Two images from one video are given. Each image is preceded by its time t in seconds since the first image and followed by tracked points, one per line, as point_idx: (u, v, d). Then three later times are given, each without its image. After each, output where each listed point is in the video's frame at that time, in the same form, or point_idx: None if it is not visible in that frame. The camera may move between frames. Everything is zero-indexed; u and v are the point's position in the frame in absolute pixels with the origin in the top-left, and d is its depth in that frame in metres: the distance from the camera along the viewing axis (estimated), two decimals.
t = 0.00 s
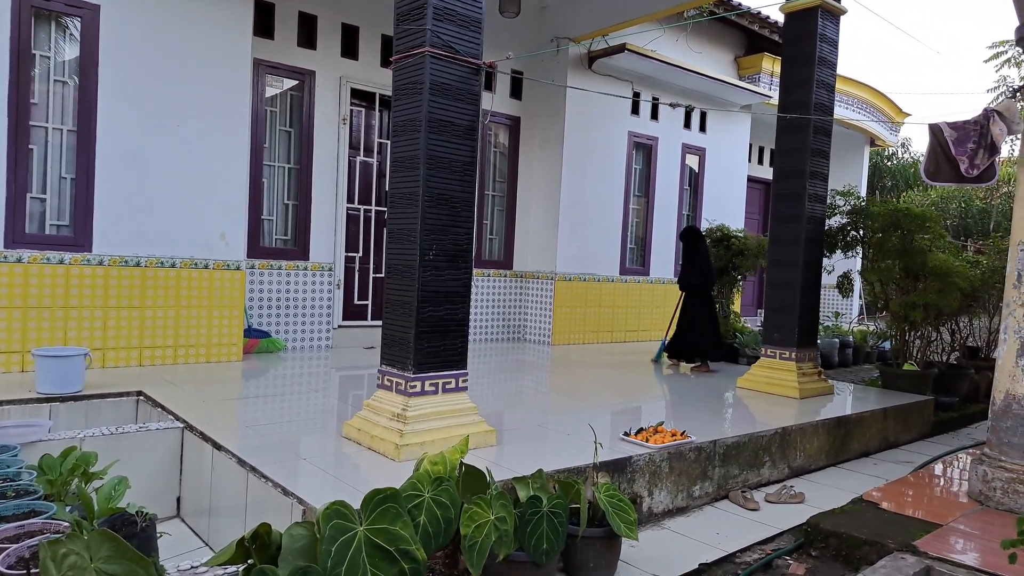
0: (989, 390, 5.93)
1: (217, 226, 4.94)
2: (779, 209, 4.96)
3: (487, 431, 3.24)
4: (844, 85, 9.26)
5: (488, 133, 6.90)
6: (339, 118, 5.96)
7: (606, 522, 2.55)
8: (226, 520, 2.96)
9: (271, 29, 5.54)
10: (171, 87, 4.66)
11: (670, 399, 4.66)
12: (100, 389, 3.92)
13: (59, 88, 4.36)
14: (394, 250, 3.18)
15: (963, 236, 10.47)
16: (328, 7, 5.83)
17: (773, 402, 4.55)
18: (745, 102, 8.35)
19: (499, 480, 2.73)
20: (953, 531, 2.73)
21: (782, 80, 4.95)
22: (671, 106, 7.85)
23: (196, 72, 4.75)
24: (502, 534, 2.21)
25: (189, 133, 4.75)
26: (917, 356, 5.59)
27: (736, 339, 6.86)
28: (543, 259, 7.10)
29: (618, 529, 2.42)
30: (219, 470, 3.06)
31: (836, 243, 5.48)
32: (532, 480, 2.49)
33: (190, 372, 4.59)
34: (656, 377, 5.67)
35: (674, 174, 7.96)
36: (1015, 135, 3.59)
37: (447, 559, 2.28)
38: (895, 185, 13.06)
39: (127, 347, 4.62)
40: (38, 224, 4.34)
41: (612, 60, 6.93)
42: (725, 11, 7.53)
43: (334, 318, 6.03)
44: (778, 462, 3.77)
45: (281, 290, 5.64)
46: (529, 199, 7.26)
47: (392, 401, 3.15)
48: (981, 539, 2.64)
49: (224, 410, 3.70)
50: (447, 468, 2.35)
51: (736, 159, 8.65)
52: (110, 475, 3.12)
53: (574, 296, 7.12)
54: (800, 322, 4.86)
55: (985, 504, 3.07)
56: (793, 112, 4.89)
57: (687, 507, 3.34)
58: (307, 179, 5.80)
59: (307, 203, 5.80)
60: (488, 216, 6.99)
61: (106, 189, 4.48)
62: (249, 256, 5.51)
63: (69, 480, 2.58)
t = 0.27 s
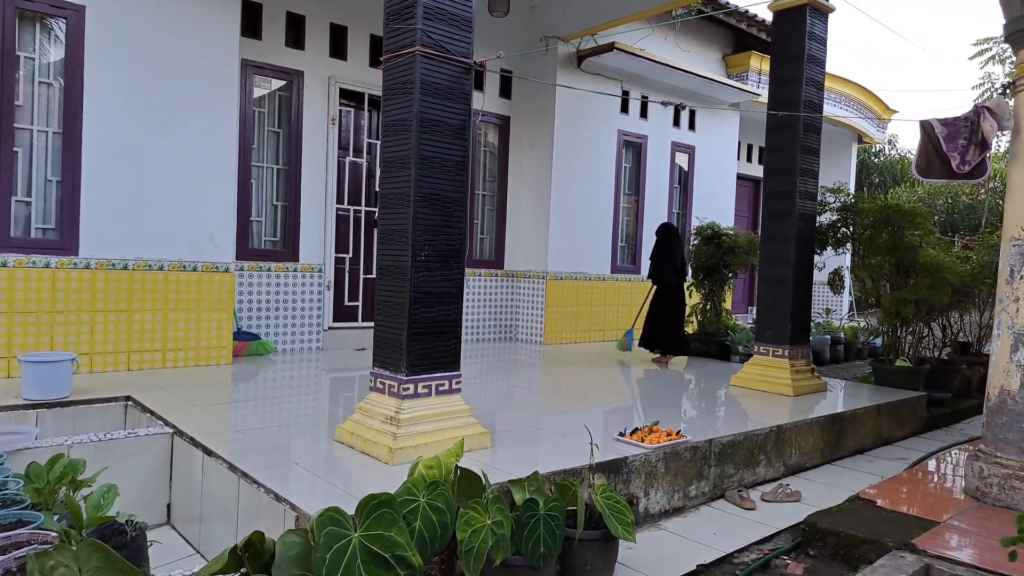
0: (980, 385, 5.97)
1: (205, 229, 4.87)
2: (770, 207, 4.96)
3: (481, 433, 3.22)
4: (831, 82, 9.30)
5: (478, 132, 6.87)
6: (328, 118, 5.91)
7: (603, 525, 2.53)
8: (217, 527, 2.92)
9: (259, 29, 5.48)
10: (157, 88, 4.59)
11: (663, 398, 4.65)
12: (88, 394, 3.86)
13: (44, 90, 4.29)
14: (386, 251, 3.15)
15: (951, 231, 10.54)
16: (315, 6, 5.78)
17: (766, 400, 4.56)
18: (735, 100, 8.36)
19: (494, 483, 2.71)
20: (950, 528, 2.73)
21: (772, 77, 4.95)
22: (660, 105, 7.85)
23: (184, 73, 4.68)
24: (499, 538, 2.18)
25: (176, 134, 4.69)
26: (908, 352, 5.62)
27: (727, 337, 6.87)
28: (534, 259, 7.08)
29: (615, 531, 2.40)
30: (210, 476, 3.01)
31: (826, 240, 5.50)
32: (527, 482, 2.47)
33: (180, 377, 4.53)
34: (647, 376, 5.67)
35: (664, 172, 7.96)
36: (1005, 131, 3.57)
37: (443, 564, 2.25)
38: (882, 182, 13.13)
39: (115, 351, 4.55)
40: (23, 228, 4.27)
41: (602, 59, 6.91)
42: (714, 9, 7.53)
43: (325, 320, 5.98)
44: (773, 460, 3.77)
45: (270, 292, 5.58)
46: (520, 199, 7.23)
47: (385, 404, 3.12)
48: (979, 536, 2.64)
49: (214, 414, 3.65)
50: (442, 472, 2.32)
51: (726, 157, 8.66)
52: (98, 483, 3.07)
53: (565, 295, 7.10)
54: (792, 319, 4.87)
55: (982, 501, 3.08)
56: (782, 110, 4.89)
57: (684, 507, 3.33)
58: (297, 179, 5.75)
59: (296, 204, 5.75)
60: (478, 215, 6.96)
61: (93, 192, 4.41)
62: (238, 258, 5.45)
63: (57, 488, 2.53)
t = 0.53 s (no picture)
0: (979, 383, 5.97)
1: (200, 234, 4.85)
2: (768, 207, 4.95)
3: (482, 437, 3.19)
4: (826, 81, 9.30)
5: (474, 135, 6.86)
6: (323, 122, 5.89)
7: (606, 528, 2.50)
8: (216, 535, 2.89)
9: (253, 33, 5.46)
10: (151, 93, 4.56)
11: (663, 399, 4.64)
12: (85, 402, 3.83)
13: (38, 96, 4.26)
14: (383, 255, 3.13)
15: (947, 229, 10.54)
16: (310, 10, 5.76)
17: (765, 400, 4.55)
18: (730, 100, 8.36)
19: (495, 487, 2.69)
20: (954, 529, 2.72)
21: (768, 77, 4.95)
22: (656, 105, 7.85)
23: (179, 78, 4.66)
24: (501, 544, 2.16)
25: (171, 140, 4.66)
26: (908, 350, 5.62)
27: (726, 337, 6.86)
28: (531, 261, 7.06)
29: (618, 536, 2.38)
30: (208, 484, 2.98)
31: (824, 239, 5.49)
32: (529, 486, 2.45)
33: (177, 383, 4.50)
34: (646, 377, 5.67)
35: (660, 173, 7.96)
36: (1005, 128, 3.58)
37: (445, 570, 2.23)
38: (877, 180, 13.15)
39: (111, 358, 4.52)
40: (18, 235, 4.24)
41: (597, 60, 6.90)
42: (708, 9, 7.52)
43: (322, 324, 5.95)
44: (774, 461, 3.76)
45: (267, 297, 5.55)
46: (517, 201, 7.22)
47: (384, 409, 3.10)
48: (984, 536, 2.64)
49: (212, 421, 3.62)
50: (443, 477, 2.30)
51: (722, 157, 8.66)
52: (95, 492, 3.04)
53: (563, 297, 7.09)
54: (791, 319, 4.86)
55: (986, 500, 3.07)
56: (779, 109, 4.88)
57: (685, 509, 3.32)
58: (292, 183, 5.72)
59: (292, 208, 5.73)
60: (475, 218, 6.95)
61: (88, 198, 4.38)
62: (234, 263, 5.42)
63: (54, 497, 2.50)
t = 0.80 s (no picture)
0: (979, 381, 5.96)
1: (197, 237, 4.82)
2: (767, 207, 4.94)
3: (482, 439, 3.17)
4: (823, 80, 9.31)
5: (471, 136, 6.84)
6: (320, 124, 5.87)
7: (608, 531, 2.48)
8: (215, 540, 2.86)
9: (249, 36, 5.43)
10: (147, 96, 4.54)
11: (662, 399, 4.63)
12: (82, 407, 3.81)
13: (33, 100, 4.24)
14: (382, 257, 3.11)
15: (945, 227, 10.54)
16: (306, 11, 5.75)
17: (766, 400, 4.54)
18: (728, 100, 8.35)
19: (497, 491, 2.67)
20: (958, 529, 2.70)
21: (766, 77, 4.94)
22: (653, 105, 7.84)
23: (175, 81, 4.63)
24: (503, 547, 2.15)
25: (168, 143, 4.64)
26: (908, 350, 5.61)
27: (725, 337, 6.85)
28: (530, 262, 7.05)
29: (621, 538, 2.34)
30: (207, 489, 2.96)
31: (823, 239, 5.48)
32: (530, 489, 2.42)
33: (174, 387, 4.47)
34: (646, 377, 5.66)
35: (658, 173, 7.95)
36: (1005, 125, 3.59)
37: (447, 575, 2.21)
38: (875, 179, 13.17)
39: (108, 363, 4.49)
40: (14, 239, 4.22)
41: (595, 60, 6.89)
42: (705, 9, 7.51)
43: (320, 327, 5.93)
44: (775, 462, 3.74)
45: (265, 300, 5.53)
46: (515, 202, 7.20)
47: (383, 412, 3.08)
48: (988, 536, 2.62)
49: (211, 425, 3.60)
50: (444, 481, 2.28)
51: (720, 157, 8.66)
52: (93, 498, 3.01)
53: (562, 298, 7.08)
54: (791, 319, 4.84)
55: (989, 500, 3.06)
56: (778, 108, 4.88)
57: (687, 511, 3.30)
58: (290, 186, 5.71)
59: (290, 211, 5.71)
60: (473, 219, 6.93)
61: (84, 202, 4.36)
62: (231, 266, 5.39)
63: (51, 504, 2.48)
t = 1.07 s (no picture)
0: (976, 381, 5.97)
1: (193, 237, 4.79)
2: (765, 207, 4.94)
3: (481, 440, 3.16)
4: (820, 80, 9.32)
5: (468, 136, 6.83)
6: (316, 124, 5.84)
7: (608, 533, 2.46)
8: (211, 542, 2.83)
9: (245, 35, 5.41)
10: (141, 96, 4.51)
11: (660, 399, 4.62)
12: (76, 409, 3.78)
13: (26, 100, 4.21)
14: (380, 258, 3.09)
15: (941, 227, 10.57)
16: (302, 11, 5.72)
17: (763, 400, 4.53)
18: (724, 99, 8.35)
19: (497, 492, 2.65)
20: (958, 528, 2.70)
21: (764, 77, 4.94)
22: (650, 105, 7.84)
23: (170, 80, 4.60)
24: (504, 550, 2.13)
25: (163, 143, 4.61)
26: (905, 349, 5.61)
27: (722, 337, 6.85)
28: (527, 262, 7.04)
29: (621, 540, 2.32)
30: (203, 492, 2.93)
31: (821, 238, 5.48)
32: (530, 491, 2.40)
33: (170, 389, 4.44)
34: (644, 377, 5.65)
35: (655, 173, 7.94)
36: (1004, 125, 3.58)
37: None
38: (871, 179, 13.21)
39: (103, 364, 4.46)
40: (7, 240, 4.19)
41: (592, 60, 6.89)
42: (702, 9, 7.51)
43: (317, 328, 5.90)
44: (774, 462, 3.73)
45: (261, 301, 5.50)
46: (512, 202, 7.19)
47: (382, 413, 3.06)
48: (988, 536, 2.62)
49: (207, 427, 3.57)
50: (443, 483, 2.26)
51: (717, 157, 8.66)
52: (88, 501, 2.98)
53: (559, 298, 7.07)
54: (789, 319, 4.84)
55: (987, 499, 3.05)
56: (776, 108, 4.87)
57: (687, 512, 3.29)
58: (286, 186, 5.68)
59: (286, 211, 5.68)
60: (470, 219, 6.92)
61: (78, 203, 4.32)
62: (227, 267, 5.36)
63: (45, 508, 2.45)
